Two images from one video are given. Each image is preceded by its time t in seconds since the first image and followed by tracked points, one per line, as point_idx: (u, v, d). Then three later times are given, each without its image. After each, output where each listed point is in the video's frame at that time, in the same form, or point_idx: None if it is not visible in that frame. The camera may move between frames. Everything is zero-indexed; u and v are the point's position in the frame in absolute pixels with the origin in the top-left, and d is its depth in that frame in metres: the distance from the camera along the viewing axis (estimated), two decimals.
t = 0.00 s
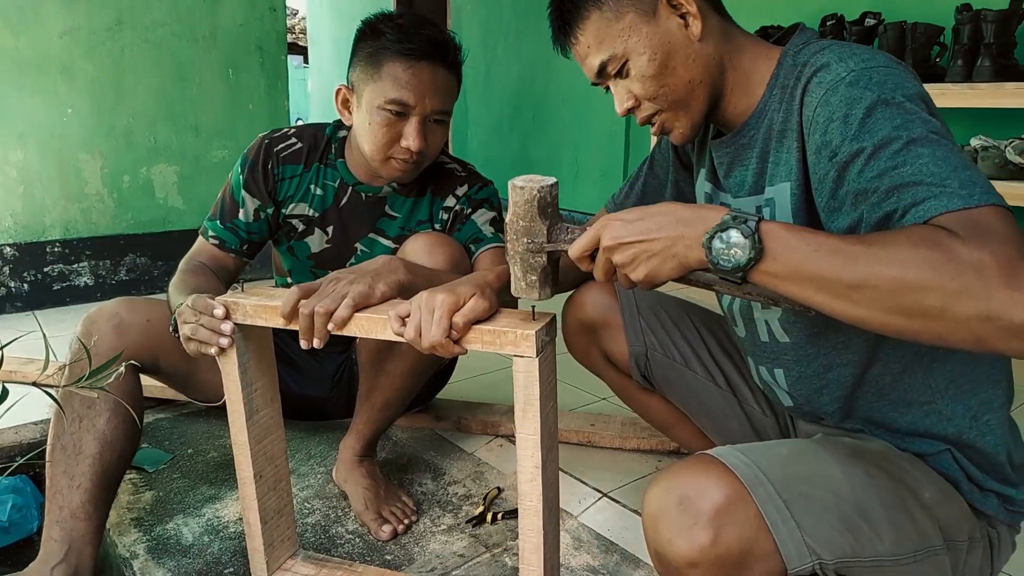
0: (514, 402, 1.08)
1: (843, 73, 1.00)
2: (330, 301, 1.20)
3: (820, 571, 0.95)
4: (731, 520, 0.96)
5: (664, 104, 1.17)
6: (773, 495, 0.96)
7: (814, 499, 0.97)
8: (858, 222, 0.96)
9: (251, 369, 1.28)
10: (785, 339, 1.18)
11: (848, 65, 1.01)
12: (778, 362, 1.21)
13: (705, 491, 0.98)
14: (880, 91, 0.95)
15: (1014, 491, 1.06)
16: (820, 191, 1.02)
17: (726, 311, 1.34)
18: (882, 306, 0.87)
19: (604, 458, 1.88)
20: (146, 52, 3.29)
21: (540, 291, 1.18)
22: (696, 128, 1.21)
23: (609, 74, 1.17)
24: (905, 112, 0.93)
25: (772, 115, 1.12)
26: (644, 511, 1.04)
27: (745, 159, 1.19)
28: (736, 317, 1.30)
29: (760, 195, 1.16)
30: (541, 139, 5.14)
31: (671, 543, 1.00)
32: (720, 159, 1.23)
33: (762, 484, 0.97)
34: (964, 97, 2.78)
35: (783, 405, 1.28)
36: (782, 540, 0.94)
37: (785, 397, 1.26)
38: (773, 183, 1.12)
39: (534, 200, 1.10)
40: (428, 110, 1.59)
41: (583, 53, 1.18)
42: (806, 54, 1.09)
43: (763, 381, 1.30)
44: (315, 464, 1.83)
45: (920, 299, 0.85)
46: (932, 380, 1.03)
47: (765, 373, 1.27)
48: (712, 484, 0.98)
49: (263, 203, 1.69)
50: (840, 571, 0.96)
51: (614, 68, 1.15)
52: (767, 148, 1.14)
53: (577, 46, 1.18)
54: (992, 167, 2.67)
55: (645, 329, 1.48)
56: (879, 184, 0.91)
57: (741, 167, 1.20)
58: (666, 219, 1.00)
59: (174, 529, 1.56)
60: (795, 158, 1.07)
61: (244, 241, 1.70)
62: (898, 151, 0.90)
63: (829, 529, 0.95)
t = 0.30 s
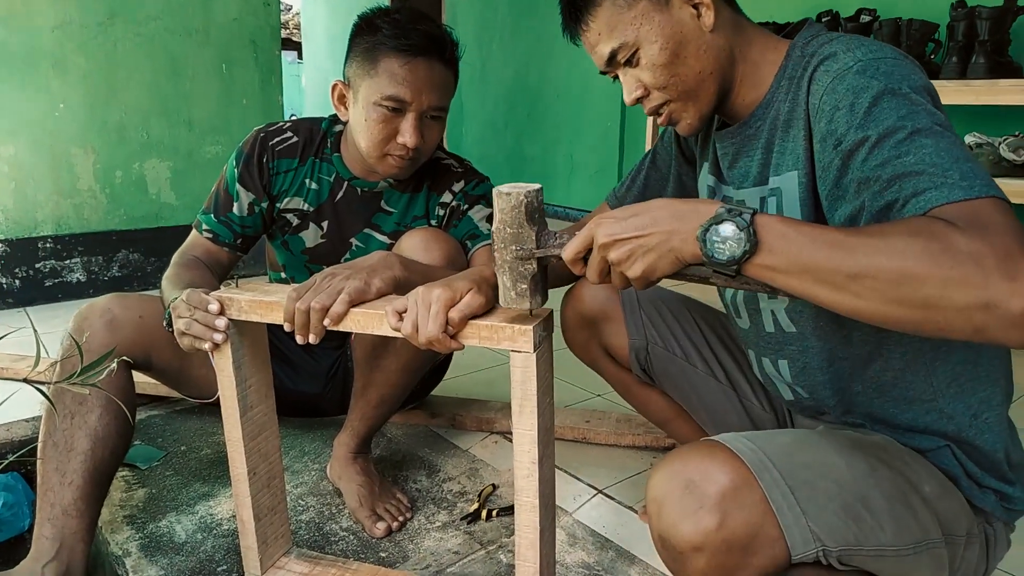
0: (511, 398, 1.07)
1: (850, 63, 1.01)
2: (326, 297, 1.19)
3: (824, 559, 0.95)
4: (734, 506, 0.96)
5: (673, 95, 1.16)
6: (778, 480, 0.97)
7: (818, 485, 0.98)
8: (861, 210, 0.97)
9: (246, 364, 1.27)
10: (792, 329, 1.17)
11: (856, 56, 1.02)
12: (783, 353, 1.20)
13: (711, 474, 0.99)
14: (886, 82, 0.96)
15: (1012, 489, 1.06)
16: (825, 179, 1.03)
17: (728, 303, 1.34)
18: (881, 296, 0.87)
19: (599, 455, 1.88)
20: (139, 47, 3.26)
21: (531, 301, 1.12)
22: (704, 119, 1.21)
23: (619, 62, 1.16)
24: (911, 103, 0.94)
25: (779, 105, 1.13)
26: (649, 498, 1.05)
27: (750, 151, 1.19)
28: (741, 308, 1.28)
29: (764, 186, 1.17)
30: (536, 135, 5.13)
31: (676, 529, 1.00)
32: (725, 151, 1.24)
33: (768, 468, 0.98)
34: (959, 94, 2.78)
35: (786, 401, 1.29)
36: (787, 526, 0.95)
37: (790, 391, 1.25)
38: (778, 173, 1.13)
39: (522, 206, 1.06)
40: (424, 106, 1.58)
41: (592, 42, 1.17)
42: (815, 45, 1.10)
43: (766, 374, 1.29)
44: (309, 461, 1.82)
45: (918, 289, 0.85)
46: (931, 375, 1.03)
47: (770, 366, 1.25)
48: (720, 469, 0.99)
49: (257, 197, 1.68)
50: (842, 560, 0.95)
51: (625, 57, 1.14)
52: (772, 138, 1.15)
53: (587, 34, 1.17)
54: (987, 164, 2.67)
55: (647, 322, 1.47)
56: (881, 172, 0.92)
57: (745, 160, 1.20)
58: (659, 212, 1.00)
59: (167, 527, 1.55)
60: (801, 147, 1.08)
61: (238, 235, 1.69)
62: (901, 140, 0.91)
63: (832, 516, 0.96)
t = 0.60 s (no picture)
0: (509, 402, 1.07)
1: (854, 67, 1.02)
2: (324, 301, 1.19)
3: (823, 554, 0.96)
4: (736, 500, 0.97)
5: (675, 104, 1.17)
6: (780, 474, 0.98)
7: (819, 482, 0.99)
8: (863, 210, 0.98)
9: (244, 369, 1.27)
10: (800, 330, 1.16)
11: (860, 61, 1.03)
12: (790, 357, 1.19)
13: (713, 468, 1.00)
14: (890, 86, 0.97)
15: (1012, 494, 1.06)
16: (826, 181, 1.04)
17: (730, 308, 1.31)
18: (882, 282, 0.88)
19: (598, 459, 1.88)
20: (138, 50, 3.27)
21: (528, 227, 1.21)
22: (705, 128, 1.21)
23: (621, 72, 1.17)
24: (914, 108, 0.95)
25: (782, 107, 1.13)
26: (650, 491, 1.06)
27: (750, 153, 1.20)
28: (747, 311, 1.26)
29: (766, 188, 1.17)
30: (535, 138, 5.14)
31: (677, 520, 1.00)
32: (726, 156, 1.25)
33: (770, 462, 0.99)
34: (957, 98, 2.79)
35: (787, 403, 1.28)
36: (787, 520, 0.95)
37: (794, 398, 1.25)
38: (779, 175, 1.14)
39: (545, 126, 1.14)
40: (424, 112, 1.59)
41: (594, 52, 1.18)
42: (818, 50, 1.11)
43: (767, 377, 1.29)
44: (308, 465, 1.82)
45: (918, 281, 0.86)
46: (929, 380, 1.03)
47: (774, 370, 1.24)
48: (722, 463, 1.00)
49: (256, 200, 1.69)
50: (841, 557, 0.96)
51: (627, 66, 1.15)
52: (773, 141, 1.15)
53: (589, 45, 1.18)
54: (985, 168, 2.68)
55: (648, 324, 1.47)
56: (884, 175, 0.93)
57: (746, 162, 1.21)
58: (677, 170, 1.00)
59: (166, 530, 1.55)
60: (804, 149, 1.09)
61: (237, 238, 1.69)
62: (905, 144, 0.92)
63: (833, 512, 0.97)
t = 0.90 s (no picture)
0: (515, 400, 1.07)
1: (859, 51, 1.05)
2: (331, 299, 1.19)
3: (833, 549, 0.96)
4: (746, 492, 0.97)
5: (684, 97, 1.17)
6: (791, 467, 0.98)
7: (830, 475, 0.98)
8: (873, 190, 0.99)
9: (250, 366, 1.27)
10: (814, 316, 1.14)
11: (865, 45, 1.06)
12: (805, 343, 1.16)
13: (725, 459, 1.00)
14: (894, 67, 1.00)
15: (1019, 491, 1.06)
16: (835, 163, 1.05)
17: (739, 302, 1.30)
18: (893, 266, 0.88)
19: (602, 458, 1.88)
20: (144, 49, 3.27)
21: (538, 290, 1.16)
22: (712, 123, 1.22)
23: (631, 65, 1.16)
24: (918, 86, 0.97)
25: (789, 97, 1.14)
26: (659, 482, 1.06)
27: (757, 159, 1.21)
28: (761, 303, 1.24)
29: (773, 180, 1.17)
30: (540, 137, 5.13)
31: (688, 512, 1.00)
32: (736, 154, 1.24)
33: (781, 455, 0.99)
34: (964, 97, 2.77)
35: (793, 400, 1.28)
36: (797, 512, 0.95)
37: (805, 390, 1.22)
38: (787, 165, 1.14)
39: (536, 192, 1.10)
40: (427, 111, 1.59)
41: (604, 45, 1.17)
42: (824, 39, 1.14)
43: (779, 369, 1.25)
44: (312, 463, 1.82)
45: (929, 255, 0.87)
46: (935, 378, 1.03)
47: (789, 359, 1.21)
48: (732, 456, 1.00)
49: (260, 197, 1.69)
50: (851, 552, 0.96)
51: (637, 60, 1.15)
52: (782, 133, 1.15)
53: (599, 37, 1.18)
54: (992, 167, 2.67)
55: (654, 321, 1.47)
56: (890, 151, 0.95)
57: (756, 167, 1.21)
58: (673, 202, 1.01)
59: (171, 528, 1.55)
60: (812, 136, 1.09)
61: (242, 236, 1.69)
62: (909, 119, 0.94)
63: (844, 507, 0.96)
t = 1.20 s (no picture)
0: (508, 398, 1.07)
1: (861, 50, 1.05)
2: (323, 297, 1.19)
3: (829, 540, 0.96)
4: (746, 482, 0.97)
5: (687, 92, 1.16)
6: (790, 457, 0.98)
7: (827, 467, 0.99)
8: (871, 188, 1.00)
9: (241, 364, 1.27)
10: (813, 312, 1.15)
11: (868, 45, 1.05)
12: (804, 340, 1.17)
13: (726, 448, 1.01)
14: (895, 66, 1.00)
15: (1012, 490, 1.06)
16: (835, 160, 1.05)
17: (739, 297, 1.30)
18: (885, 264, 0.89)
19: (595, 455, 1.88)
20: (134, 45, 3.25)
21: (537, 289, 1.16)
22: (715, 119, 1.21)
23: (635, 59, 1.16)
24: (919, 86, 0.97)
25: (792, 94, 1.13)
26: (659, 471, 1.07)
27: (760, 157, 1.21)
28: (759, 299, 1.25)
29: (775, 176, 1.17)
30: (533, 135, 5.13)
31: (687, 500, 1.01)
32: (738, 152, 1.24)
33: (780, 445, 0.99)
34: (955, 96, 2.79)
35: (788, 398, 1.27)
36: (797, 503, 0.96)
37: (801, 387, 1.22)
38: (790, 162, 1.14)
39: (532, 192, 1.09)
40: (421, 108, 1.58)
41: (609, 39, 1.17)
42: (828, 37, 1.13)
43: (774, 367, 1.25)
44: (304, 461, 1.82)
45: (919, 254, 0.87)
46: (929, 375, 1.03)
47: (787, 356, 1.21)
48: (732, 446, 1.00)
49: (252, 195, 1.68)
50: (847, 543, 0.96)
51: (642, 54, 1.15)
52: (784, 131, 1.15)
53: (603, 31, 1.17)
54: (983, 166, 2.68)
55: (651, 317, 1.47)
56: (888, 150, 0.95)
57: (758, 165, 1.21)
58: (667, 203, 1.01)
59: (161, 527, 1.54)
60: (815, 132, 1.09)
61: (233, 234, 1.68)
62: (908, 119, 0.94)
63: (842, 499, 0.97)
